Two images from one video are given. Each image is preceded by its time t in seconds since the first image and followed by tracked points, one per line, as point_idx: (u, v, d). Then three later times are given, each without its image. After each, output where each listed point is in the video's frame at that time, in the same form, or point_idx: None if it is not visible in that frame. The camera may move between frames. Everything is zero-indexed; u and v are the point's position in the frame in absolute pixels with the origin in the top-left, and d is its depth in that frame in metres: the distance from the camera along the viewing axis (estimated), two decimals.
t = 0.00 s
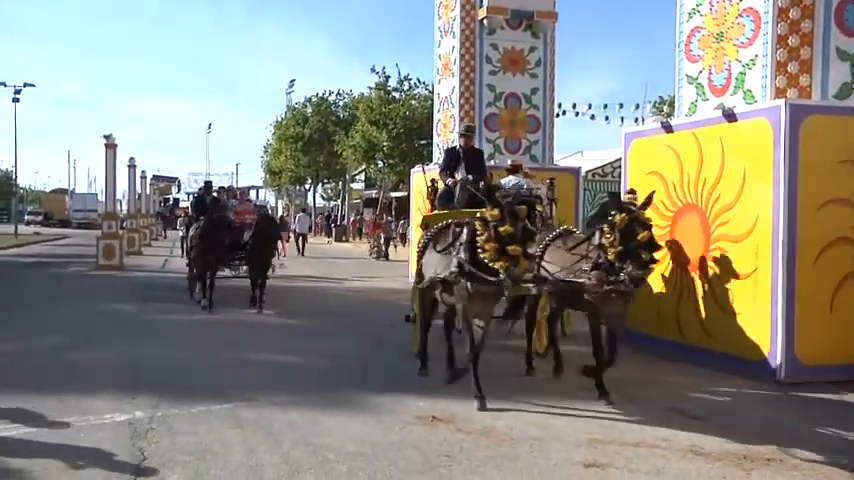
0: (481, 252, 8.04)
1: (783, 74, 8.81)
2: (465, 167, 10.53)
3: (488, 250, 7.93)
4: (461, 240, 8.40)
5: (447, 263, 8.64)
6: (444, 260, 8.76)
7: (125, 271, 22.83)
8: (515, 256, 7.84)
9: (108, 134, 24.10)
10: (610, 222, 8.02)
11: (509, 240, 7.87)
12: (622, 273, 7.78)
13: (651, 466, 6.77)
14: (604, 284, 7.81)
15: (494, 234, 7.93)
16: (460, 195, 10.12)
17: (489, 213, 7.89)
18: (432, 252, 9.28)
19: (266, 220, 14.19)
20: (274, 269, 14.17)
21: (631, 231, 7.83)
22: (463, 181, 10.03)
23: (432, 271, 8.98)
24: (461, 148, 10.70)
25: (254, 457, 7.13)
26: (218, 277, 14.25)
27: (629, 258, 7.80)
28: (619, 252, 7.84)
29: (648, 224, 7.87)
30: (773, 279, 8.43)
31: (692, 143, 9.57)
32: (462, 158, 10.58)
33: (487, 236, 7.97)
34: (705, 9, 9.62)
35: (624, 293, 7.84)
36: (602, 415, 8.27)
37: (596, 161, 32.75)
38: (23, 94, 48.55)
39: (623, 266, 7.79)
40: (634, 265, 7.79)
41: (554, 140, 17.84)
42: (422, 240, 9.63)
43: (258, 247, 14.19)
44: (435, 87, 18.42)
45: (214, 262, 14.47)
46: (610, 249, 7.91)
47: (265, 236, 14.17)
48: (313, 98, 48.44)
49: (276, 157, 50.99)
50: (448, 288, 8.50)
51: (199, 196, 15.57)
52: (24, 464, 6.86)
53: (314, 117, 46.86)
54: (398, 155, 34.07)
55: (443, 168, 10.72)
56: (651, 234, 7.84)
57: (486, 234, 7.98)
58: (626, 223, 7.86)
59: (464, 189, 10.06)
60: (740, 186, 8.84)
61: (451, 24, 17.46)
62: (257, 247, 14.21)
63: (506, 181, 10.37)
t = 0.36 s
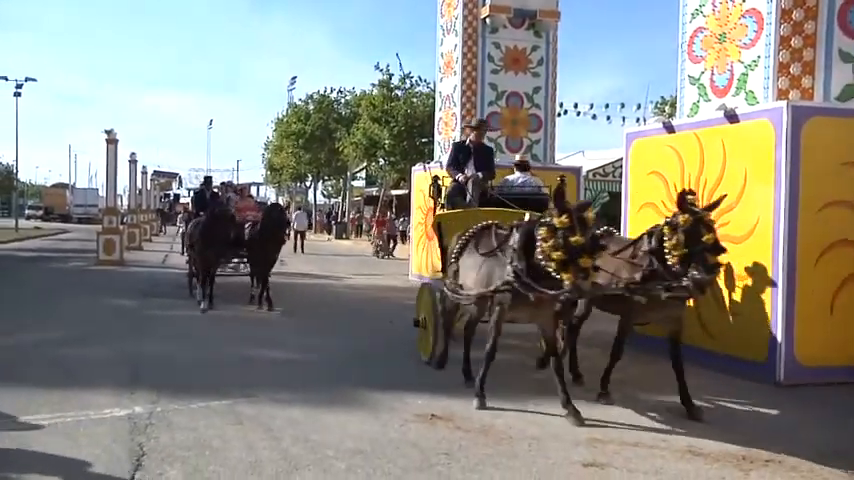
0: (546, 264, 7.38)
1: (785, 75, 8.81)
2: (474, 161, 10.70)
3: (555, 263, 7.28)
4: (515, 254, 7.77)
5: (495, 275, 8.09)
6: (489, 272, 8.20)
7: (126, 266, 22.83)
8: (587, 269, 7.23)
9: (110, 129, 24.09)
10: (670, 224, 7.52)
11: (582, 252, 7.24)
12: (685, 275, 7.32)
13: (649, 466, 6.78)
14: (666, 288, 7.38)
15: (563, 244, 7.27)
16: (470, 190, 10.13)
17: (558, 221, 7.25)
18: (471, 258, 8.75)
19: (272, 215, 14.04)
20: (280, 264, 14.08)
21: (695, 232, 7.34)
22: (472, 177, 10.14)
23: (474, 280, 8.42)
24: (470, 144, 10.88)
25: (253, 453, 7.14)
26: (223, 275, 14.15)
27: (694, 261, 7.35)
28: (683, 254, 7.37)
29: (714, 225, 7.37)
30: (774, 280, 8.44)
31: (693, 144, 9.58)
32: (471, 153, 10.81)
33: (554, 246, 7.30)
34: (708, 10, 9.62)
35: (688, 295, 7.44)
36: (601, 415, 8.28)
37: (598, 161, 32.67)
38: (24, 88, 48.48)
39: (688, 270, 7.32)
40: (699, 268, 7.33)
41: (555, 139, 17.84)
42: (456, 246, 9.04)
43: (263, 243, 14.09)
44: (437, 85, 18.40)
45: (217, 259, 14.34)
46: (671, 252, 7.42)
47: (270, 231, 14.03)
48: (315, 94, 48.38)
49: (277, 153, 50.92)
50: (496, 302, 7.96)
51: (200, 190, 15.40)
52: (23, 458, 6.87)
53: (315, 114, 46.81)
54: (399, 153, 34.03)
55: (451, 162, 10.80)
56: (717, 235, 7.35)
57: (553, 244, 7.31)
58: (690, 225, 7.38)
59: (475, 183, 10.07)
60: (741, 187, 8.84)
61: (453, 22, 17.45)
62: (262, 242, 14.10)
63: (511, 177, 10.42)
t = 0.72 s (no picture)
0: (630, 274, 6.51)
1: (793, 72, 8.78)
2: (494, 156, 10.57)
3: (643, 275, 6.41)
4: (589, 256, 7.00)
5: (566, 280, 7.38)
6: (557, 276, 7.50)
7: (133, 261, 22.91)
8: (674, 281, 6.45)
9: (117, 125, 24.16)
10: (752, 230, 6.43)
11: (670, 265, 6.46)
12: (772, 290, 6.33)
13: (655, 464, 6.77)
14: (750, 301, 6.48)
15: (652, 255, 6.41)
16: (493, 186, 10.11)
17: (647, 229, 6.38)
18: (529, 263, 8.08)
19: (285, 213, 13.94)
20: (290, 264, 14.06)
21: (785, 242, 6.27)
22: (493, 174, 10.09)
23: (535, 285, 7.77)
24: (487, 137, 10.70)
25: (260, 449, 7.17)
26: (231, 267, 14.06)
27: (784, 273, 6.28)
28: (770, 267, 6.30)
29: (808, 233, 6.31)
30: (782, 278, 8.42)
31: (700, 141, 9.55)
32: (491, 147, 10.63)
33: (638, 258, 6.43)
34: (716, 6, 9.58)
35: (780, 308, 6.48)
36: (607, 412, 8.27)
37: (605, 158, 32.57)
38: (31, 84, 48.65)
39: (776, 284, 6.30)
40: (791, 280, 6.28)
41: (561, 136, 17.81)
42: (508, 253, 8.42)
43: (274, 240, 14.08)
44: (444, 82, 18.39)
45: (218, 250, 14.26)
46: (755, 263, 6.36)
47: (282, 229, 14.00)
48: (322, 91, 48.41)
49: (284, 149, 50.96)
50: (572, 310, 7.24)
51: (208, 185, 15.53)
52: (31, 452, 6.91)
53: (322, 110, 46.82)
54: (406, 149, 33.99)
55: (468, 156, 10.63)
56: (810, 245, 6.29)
57: (639, 254, 6.44)
58: (778, 233, 6.29)
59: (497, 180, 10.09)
60: (749, 185, 8.82)
61: (460, 19, 17.43)
62: (272, 239, 14.09)
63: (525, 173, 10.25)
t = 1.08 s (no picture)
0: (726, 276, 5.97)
1: (802, 71, 8.76)
2: (521, 149, 10.56)
3: (743, 273, 5.84)
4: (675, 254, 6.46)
5: (642, 281, 6.81)
6: (633, 277, 6.94)
7: (140, 259, 22.99)
8: (782, 280, 5.80)
9: (125, 124, 24.26)
10: (832, 229, 5.81)
11: (777, 261, 5.80)
12: None
13: (661, 463, 6.77)
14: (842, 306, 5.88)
15: (754, 251, 5.82)
16: (526, 183, 9.63)
17: (748, 224, 5.82)
18: (594, 264, 7.48)
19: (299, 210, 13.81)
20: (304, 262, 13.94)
21: None
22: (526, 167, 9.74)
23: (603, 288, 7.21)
24: (511, 132, 10.66)
25: (266, 446, 7.19)
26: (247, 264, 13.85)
27: None
28: None
29: None
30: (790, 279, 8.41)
31: (709, 140, 9.51)
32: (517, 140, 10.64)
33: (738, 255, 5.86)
34: (724, 4, 9.54)
35: None
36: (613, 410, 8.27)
37: (613, 156, 32.46)
38: (40, 82, 48.90)
39: None
40: None
41: (569, 134, 17.75)
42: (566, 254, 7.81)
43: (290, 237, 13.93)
44: (451, 80, 18.38)
45: (235, 248, 13.95)
46: (834, 263, 5.77)
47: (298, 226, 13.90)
48: (329, 89, 48.47)
49: (291, 148, 51.01)
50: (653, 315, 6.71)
51: (217, 181, 15.44)
52: (40, 448, 6.95)
53: (329, 108, 46.86)
54: (413, 148, 33.99)
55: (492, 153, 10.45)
56: None
57: (737, 253, 5.89)
58: None
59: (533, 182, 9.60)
60: (757, 184, 8.81)
61: (467, 17, 17.43)
62: (288, 236, 13.96)
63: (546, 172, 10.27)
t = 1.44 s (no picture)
0: None
1: (818, 71, 8.70)
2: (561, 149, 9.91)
3: None
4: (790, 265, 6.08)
5: (746, 292, 6.32)
6: (732, 287, 6.45)
7: (155, 261, 23.14)
8: None
9: (140, 127, 24.43)
10: None
11: None
12: None
13: (676, 466, 6.74)
14: None
15: None
16: (572, 187, 8.82)
17: None
18: (685, 268, 6.87)
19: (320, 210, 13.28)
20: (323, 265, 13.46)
21: None
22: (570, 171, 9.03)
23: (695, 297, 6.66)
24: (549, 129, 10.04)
25: (280, 448, 7.22)
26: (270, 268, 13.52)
27: None
28: None
29: None
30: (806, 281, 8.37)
31: (722, 141, 9.49)
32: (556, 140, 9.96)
33: None
34: (739, 5, 9.50)
35: None
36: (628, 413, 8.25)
37: (629, 157, 32.30)
38: (56, 85, 49.37)
39: None
40: None
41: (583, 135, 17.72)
42: (653, 257, 7.13)
43: (310, 238, 13.34)
44: (465, 82, 18.39)
45: (254, 252, 13.52)
46: None
47: (319, 226, 13.33)
48: (342, 92, 48.57)
49: (304, 150, 51.14)
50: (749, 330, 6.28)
51: (233, 183, 15.34)
52: (58, 448, 7.02)
53: (342, 111, 46.97)
54: (427, 150, 34.00)
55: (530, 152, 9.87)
56: None
57: None
58: None
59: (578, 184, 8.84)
60: (772, 186, 8.77)
61: (480, 19, 17.43)
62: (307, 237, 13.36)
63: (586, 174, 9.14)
